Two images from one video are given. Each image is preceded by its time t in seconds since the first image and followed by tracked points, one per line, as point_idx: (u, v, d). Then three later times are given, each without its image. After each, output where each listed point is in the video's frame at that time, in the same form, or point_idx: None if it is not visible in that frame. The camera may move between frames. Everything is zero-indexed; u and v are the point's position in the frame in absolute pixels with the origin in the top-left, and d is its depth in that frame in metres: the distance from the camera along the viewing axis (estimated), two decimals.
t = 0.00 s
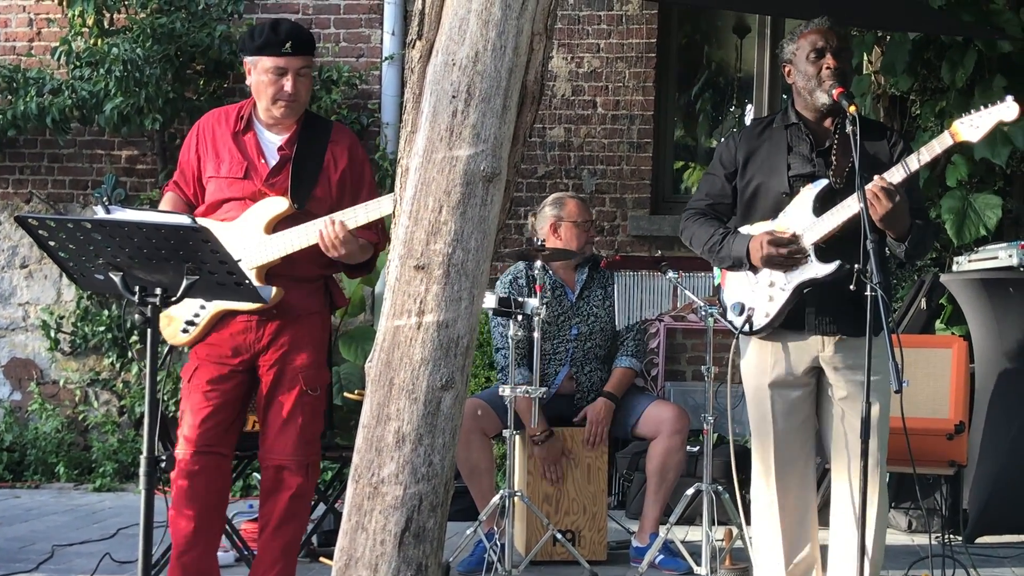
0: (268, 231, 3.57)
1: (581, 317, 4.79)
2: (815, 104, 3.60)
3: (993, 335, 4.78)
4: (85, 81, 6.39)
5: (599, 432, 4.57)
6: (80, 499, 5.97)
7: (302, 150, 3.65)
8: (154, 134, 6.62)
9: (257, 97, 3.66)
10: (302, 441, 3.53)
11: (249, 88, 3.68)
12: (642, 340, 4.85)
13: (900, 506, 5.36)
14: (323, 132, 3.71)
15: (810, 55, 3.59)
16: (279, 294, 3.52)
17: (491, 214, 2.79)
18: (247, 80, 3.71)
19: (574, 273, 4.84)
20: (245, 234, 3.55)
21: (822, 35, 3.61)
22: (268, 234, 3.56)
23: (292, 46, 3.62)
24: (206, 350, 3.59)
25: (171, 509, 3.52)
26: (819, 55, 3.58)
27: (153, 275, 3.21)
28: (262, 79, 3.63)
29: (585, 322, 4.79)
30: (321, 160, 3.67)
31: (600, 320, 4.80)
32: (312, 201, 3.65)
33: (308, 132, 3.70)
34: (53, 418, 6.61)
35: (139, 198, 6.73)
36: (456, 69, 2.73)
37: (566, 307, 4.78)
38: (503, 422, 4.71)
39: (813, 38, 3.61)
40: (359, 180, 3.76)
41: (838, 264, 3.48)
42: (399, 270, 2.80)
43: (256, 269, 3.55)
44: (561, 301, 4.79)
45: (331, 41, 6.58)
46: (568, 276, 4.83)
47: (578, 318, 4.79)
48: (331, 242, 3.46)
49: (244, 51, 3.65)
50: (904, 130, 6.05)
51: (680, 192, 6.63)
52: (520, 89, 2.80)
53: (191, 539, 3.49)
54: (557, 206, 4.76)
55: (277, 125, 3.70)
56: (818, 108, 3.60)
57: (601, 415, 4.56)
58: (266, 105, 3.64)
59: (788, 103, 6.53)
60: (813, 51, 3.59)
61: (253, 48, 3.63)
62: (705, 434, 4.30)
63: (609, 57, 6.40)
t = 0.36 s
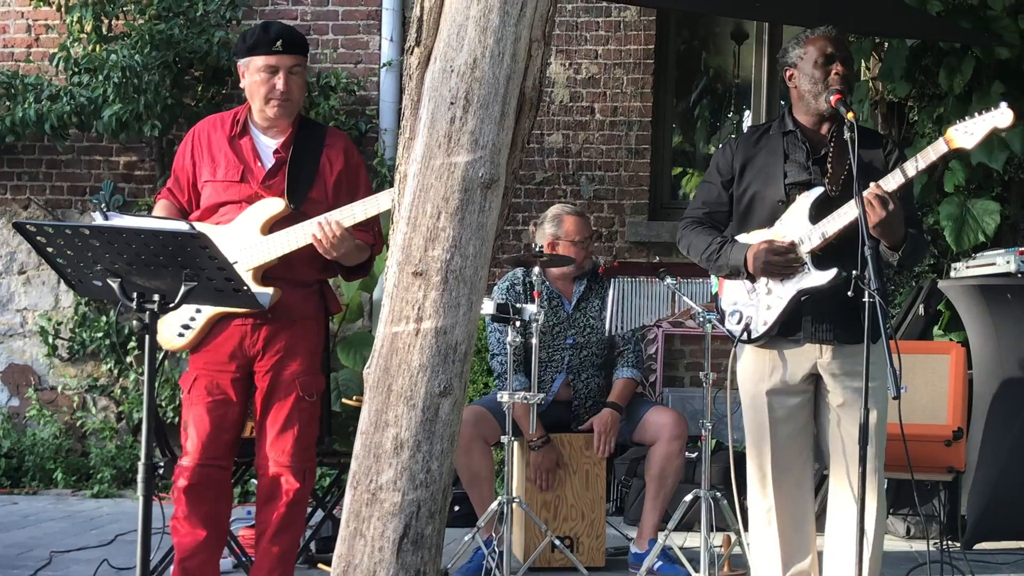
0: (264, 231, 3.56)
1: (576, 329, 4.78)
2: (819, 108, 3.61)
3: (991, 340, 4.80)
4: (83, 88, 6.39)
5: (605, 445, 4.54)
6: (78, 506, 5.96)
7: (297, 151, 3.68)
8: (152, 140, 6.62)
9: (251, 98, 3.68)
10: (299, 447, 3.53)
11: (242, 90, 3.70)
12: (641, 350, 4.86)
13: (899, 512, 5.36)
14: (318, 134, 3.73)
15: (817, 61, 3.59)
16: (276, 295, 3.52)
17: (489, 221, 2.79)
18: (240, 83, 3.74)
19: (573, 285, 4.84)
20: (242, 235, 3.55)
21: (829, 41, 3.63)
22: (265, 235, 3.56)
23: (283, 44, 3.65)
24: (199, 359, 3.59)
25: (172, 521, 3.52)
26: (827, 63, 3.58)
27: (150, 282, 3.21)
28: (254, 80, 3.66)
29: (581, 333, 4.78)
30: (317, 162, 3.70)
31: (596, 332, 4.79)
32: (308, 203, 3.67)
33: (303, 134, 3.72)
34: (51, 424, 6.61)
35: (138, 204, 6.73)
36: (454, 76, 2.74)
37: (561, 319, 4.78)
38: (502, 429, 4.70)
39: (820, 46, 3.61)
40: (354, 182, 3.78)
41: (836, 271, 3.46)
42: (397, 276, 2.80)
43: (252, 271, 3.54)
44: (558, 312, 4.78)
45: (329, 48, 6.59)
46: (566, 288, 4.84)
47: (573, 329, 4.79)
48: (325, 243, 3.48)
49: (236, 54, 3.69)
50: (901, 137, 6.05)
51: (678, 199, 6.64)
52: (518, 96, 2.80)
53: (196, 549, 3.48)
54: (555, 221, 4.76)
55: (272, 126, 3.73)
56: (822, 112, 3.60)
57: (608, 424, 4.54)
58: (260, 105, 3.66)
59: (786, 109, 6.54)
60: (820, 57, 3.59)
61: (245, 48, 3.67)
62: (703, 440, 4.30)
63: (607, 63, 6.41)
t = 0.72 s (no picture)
0: (268, 238, 3.58)
1: (574, 330, 4.79)
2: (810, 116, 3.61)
3: (988, 347, 4.79)
4: (80, 96, 6.39)
5: (591, 446, 4.57)
6: (75, 515, 5.95)
7: (292, 155, 3.70)
8: (150, 148, 6.62)
9: (239, 104, 3.71)
10: (304, 458, 3.54)
11: (231, 97, 3.73)
12: (637, 355, 4.89)
13: (896, 519, 5.35)
14: (307, 136, 3.76)
15: (802, 67, 3.59)
16: (286, 300, 3.53)
17: (485, 229, 2.79)
18: (228, 91, 3.77)
19: (571, 284, 4.85)
20: (247, 243, 3.57)
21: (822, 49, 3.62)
22: (269, 240, 3.57)
23: (269, 44, 3.70)
24: (207, 369, 3.59)
25: (174, 531, 3.52)
26: (810, 67, 3.58)
27: (147, 291, 3.22)
28: (242, 82, 3.69)
29: (579, 335, 4.79)
30: (312, 165, 3.72)
31: (595, 332, 4.81)
32: (309, 205, 3.68)
33: (296, 139, 3.75)
34: (48, 433, 6.60)
35: (134, 212, 6.74)
36: (450, 85, 2.73)
37: (560, 321, 4.77)
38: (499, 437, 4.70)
39: (809, 52, 3.60)
40: (351, 184, 3.81)
41: (827, 270, 3.49)
42: (393, 285, 2.79)
43: (261, 277, 3.56)
44: (556, 314, 4.78)
45: (326, 56, 6.60)
46: (564, 288, 4.83)
47: (572, 331, 4.79)
48: (334, 238, 3.46)
49: (221, 61, 3.74)
50: (898, 146, 6.02)
51: (675, 206, 6.63)
52: (514, 105, 2.80)
53: (195, 561, 3.49)
54: (554, 217, 4.78)
55: (263, 134, 3.74)
56: (809, 121, 3.63)
57: (596, 430, 4.57)
58: (249, 108, 3.68)
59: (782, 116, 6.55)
60: (805, 63, 3.59)
61: (232, 53, 3.71)
62: (700, 447, 4.30)
63: (603, 71, 6.42)
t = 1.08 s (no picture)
0: (265, 235, 3.57)
1: (566, 334, 4.79)
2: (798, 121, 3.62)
3: (982, 349, 4.79)
4: (72, 99, 6.38)
5: (583, 449, 4.56)
6: (67, 518, 5.94)
7: (288, 154, 3.69)
8: (142, 152, 6.62)
9: (233, 104, 3.70)
10: (296, 460, 3.53)
11: (224, 97, 3.72)
12: (630, 357, 4.87)
13: (889, 522, 5.35)
14: (304, 137, 3.76)
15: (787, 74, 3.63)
16: (283, 298, 3.52)
17: (475, 232, 2.78)
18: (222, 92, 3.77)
19: (561, 288, 4.85)
20: (244, 241, 3.56)
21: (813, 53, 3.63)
22: (266, 238, 3.57)
23: (260, 43, 3.71)
24: (201, 368, 3.58)
25: (162, 529, 3.50)
26: (793, 74, 3.62)
27: (137, 294, 3.21)
28: (235, 81, 3.68)
29: (571, 339, 4.79)
30: (308, 163, 3.71)
31: (586, 336, 4.80)
32: (306, 203, 3.68)
33: (292, 139, 3.74)
34: (40, 436, 6.58)
35: (126, 216, 6.72)
36: (440, 88, 2.72)
37: (552, 323, 4.79)
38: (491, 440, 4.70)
39: (802, 58, 3.63)
40: (346, 183, 3.80)
41: (818, 267, 3.47)
42: (384, 288, 2.78)
43: (258, 276, 3.55)
44: (547, 317, 4.80)
45: (318, 59, 6.60)
46: (554, 292, 4.84)
47: (565, 335, 4.79)
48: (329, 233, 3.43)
49: (215, 63, 3.75)
50: (889, 149, 6.01)
51: (668, 209, 6.64)
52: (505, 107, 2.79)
53: (182, 560, 3.48)
54: (540, 221, 4.81)
55: (258, 134, 3.73)
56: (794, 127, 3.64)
57: (590, 430, 4.57)
58: (243, 107, 3.67)
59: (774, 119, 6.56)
60: (790, 70, 3.63)
61: (225, 54, 3.72)
62: (692, 450, 4.30)
63: (596, 74, 6.42)
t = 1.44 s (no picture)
0: (262, 234, 3.57)
1: (562, 338, 4.78)
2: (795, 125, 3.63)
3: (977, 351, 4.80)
4: (67, 98, 6.36)
5: (582, 455, 4.58)
6: (61, 518, 5.92)
7: (288, 154, 3.69)
8: (137, 151, 6.60)
9: (236, 103, 3.69)
10: (292, 461, 3.53)
11: (227, 95, 3.72)
12: (624, 359, 4.87)
13: (883, 524, 5.35)
14: (305, 138, 3.75)
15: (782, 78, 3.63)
16: (278, 297, 3.52)
17: (472, 233, 2.77)
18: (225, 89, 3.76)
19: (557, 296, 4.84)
20: (240, 240, 3.55)
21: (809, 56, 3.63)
22: (263, 237, 3.56)
23: (265, 42, 3.70)
24: (196, 369, 3.58)
25: (161, 533, 3.50)
26: (787, 79, 3.62)
27: (133, 294, 3.20)
28: (238, 80, 3.67)
29: (567, 342, 4.78)
30: (308, 164, 3.71)
31: (582, 340, 4.80)
32: (304, 204, 3.67)
33: (292, 140, 3.74)
34: (33, 436, 6.57)
35: (121, 215, 6.71)
36: (437, 88, 2.71)
37: (547, 328, 4.77)
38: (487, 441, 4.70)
39: (798, 62, 3.63)
40: (345, 185, 3.80)
41: (814, 270, 3.51)
42: (380, 288, 2.77)
43: (253, 275, 3.55)
44: (543, 322, 4.77)
45: (315, 59, 6.60)
46: (550, 298, 4.83)
47: (560, 339, 4.79)
48: (325, 236, 3.43)
49: (220, 60, 3.73)
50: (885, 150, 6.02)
51: (663, 210, 6.64)
52: (501, 107, 2.78)
53: (182, 563, 3.48)
54: (533, 230, 4.80)
55: (259, 133, 3.73)
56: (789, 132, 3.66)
57: (586, 435, 4.57)
58: (245, 106, 3.67)
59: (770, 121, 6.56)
60: (785, 74, 3.63)
61: (229, 52, 3.71)
62: (687, 452, 4.31)
63: (592, 75, 6.42)
